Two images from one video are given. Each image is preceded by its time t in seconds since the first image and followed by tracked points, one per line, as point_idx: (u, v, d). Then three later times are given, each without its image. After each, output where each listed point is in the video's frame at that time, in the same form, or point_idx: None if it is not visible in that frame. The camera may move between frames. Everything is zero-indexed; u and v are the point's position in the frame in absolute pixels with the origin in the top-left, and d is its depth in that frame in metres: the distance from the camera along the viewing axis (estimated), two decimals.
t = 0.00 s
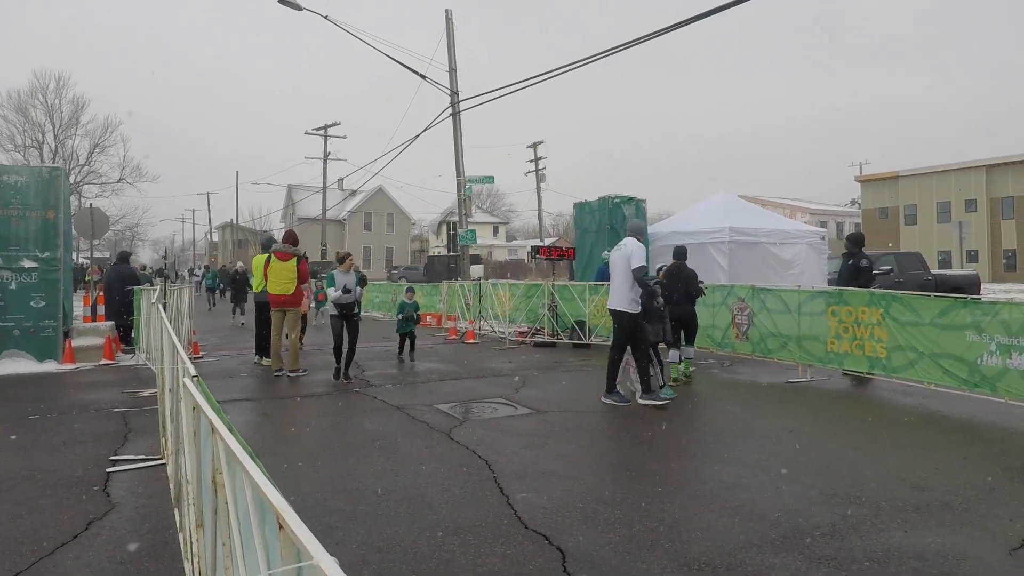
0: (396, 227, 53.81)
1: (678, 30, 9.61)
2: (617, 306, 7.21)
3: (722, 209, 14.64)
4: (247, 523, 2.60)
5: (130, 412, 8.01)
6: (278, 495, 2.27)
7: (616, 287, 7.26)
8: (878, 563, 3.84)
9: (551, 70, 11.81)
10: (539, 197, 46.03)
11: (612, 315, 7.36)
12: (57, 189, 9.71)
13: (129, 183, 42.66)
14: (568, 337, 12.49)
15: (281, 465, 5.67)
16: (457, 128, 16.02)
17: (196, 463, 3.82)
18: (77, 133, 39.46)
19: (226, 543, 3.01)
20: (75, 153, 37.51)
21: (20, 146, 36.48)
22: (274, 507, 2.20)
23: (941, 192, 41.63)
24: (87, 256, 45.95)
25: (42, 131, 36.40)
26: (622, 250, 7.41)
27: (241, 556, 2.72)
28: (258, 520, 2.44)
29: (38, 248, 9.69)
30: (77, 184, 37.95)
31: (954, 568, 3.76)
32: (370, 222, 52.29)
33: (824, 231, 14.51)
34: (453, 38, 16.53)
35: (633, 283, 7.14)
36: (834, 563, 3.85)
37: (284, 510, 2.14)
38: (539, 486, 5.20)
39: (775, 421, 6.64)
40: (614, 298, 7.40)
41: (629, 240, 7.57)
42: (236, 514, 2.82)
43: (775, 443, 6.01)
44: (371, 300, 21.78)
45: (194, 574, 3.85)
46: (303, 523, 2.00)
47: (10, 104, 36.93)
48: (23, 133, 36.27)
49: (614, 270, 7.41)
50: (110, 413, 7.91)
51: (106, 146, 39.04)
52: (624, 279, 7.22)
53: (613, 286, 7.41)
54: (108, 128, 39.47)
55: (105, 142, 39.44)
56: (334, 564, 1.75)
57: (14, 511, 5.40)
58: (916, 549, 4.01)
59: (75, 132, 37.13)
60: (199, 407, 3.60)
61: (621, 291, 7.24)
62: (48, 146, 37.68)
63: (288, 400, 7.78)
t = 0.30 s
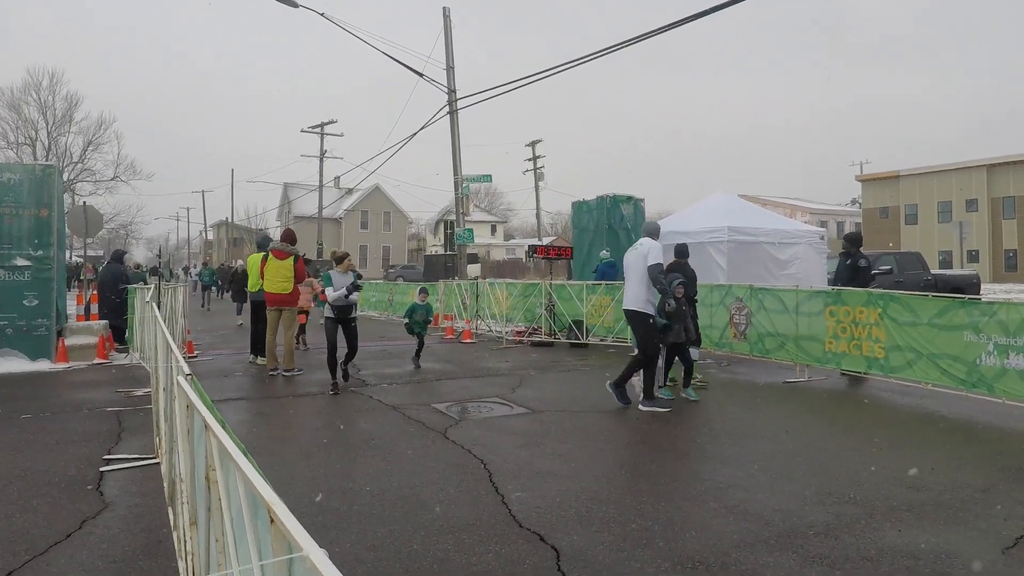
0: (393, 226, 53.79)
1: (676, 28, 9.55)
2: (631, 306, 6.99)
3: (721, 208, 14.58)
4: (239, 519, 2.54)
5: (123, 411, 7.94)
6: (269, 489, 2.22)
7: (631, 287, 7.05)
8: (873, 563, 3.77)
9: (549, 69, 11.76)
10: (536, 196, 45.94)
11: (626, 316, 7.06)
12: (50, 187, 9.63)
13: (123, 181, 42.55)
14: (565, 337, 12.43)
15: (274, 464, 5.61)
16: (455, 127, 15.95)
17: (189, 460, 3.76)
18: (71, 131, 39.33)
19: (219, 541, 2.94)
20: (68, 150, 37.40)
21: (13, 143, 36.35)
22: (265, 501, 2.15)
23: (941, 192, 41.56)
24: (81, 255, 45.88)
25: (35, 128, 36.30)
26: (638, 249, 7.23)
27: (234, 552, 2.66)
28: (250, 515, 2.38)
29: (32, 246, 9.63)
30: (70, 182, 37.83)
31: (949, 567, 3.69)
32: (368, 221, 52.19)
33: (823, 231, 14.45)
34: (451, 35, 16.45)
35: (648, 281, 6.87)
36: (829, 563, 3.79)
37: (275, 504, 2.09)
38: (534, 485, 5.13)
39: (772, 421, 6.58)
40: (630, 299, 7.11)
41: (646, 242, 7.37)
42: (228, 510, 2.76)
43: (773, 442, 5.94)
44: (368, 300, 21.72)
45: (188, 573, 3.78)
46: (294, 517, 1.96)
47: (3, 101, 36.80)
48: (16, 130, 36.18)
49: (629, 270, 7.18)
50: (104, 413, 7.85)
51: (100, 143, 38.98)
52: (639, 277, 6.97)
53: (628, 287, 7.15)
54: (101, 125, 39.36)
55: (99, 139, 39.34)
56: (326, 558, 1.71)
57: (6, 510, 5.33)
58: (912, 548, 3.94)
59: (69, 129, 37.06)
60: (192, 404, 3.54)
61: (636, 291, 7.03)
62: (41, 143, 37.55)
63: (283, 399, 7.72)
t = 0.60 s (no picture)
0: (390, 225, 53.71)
1: (674, 26, 9.48)
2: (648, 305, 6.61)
3: (720, 208, 14.51)
4: (230, 517, 2.48)
5: (117, 411, 7.87)
6: (259, 486, 2.16)
7: (648, 286, 6.68)
8: (869, 563, 3.71)
9: (546, 67, 11.67)
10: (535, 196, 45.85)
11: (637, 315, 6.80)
12: (43, 185, 9.56)
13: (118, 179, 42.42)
14: (564, 337, 12.36)
15: (267, 464, 5.54)
16: (452, 125, 15.88)
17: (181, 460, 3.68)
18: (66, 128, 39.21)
19: (211, 539, 2.87)
20: (62, 148, 37.28)
21: (6, 140, 36.23)
22: (254, 498, 2.09)
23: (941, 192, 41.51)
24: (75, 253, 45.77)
25: (28, 125, 36.20)
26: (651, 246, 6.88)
27: (225, 552, 2.59)
28: (241, 512, 2.31)
29: (25, 244, 9.55)
30: (64, 180, 37.73)
31: (944, 568, 3.63)
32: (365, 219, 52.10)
33: (823, 230, 14.39)
34: (448, 33, 16.38)
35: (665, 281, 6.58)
36: (825, 564, 3.72)
37: (265, 501, 2.03)
38: (529, 486, 5.07)
39: (770, 421, 6.52)
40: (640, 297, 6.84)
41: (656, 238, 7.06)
42: (219, 508, 2.69)
43: (770, 443, 5.88)
44: (365, 300, 21.67)
45: (179, 573, 3.70)
46: (283, 514, 1.89)
47: None
48: (9, 128, 36.07)
49: (641, 266, 6.85)
50: (97, 412, 7.78)
51: (94, 140, 38.85)
52: (655, 275, 6.66)
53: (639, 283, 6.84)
54: (95, 122, 39.26)
55: (93, 137, 39.23)
56: (315, 556, 1.65)
57: None
58: (909, 549, 3.88)
59: (62, 126, 36.95)
60: (184, 402, 3.47)
61: (653, 290, 6.66)
62: (35, 141, 37.43)
63: (278, 399, 7.66)
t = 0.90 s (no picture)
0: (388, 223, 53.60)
1: (673, 24, 9.42)
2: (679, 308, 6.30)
3: (719, 208, 14.45)
4: (223, 522, 2.41)
5: (111, 411, 7.80)
6: (251, 490, 2.09)
7: (680, 288, 6.35)
8: (869, 566, 3.67)
9: (545, 64, 11.60)
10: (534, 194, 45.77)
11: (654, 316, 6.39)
12: (37, 182, 9.48)
13: (114, 177, 42.26)
14: (562, 336, 12.30)
15: (262, 466, 5.48)
16: (450, 123, 15.81)
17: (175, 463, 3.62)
18: (61, 125, 39.04)
19: (205, 543, 2.80)
20: (57, 144, 37.13)
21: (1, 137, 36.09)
22: (246, 503, 2.03)
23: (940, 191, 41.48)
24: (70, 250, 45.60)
25: (22, 122, 36.06)
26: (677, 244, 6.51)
27: (219, 557, 2.52)
28: (234, 517, 2.25)
29: (18, 242, 9.48)
30: (59, 176, 37.59)
31: (944, 571, 3.59)
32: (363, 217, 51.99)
33: (823, 230, 14.36)
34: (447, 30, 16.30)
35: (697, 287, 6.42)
36: (824, 566, 3.68)
37: (258, 506, 1.96)
38: (527, 488, 5.01)
39: (770, 423, 6.47)
40: (659, 296, 6.42)
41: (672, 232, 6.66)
42: (212, 513, 2.62)
43: (769, 445, 5.84)
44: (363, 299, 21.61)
45: None
46: (276, 520, 1.83)
47: None
48: (4, 123, 35.92)
49: (667, 265, 6.43)
50: (91, 412, 7.71)
51: (89, 137, 38.70)
52: (688, 279, 6.39)
53: (663, 283, 6.41)
54: (90, 119, 39.10)
55: (87, 133, 39.08)
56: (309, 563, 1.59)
57: None
58: (910, 552, 3.83)
59: (57, 122, 36.80)
60: (177, 404, 3.41)
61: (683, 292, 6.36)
62: (29, 137, 37.28)
63: (274, 399, 7.60)
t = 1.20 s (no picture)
0: (386, 221, 53.47)
1: (672, 22, 9.37)
2: (697, 311, 6.03)
3: (718, 206, 14.36)
4: (221, 527, 2.36)
5: (106, 411, 7.73)
6: (249, 495, 2.04)
7: (699, 290, 6.06)
8: (871, 568, 3.63)
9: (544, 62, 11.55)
10: (533, 192, 45.68)
11: (672, 319, 6.04)
12: (31, 180, 9.41)
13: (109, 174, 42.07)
14: (561, 336, 12.26)
15: (259, 467, 5.42)
16: (449, 121, 15.75)
17: (172, 466, 3.56)
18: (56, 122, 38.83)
19: (201, 548, 2.75)
20: (52, 141, 36.94)
21: None
22: (244, 509, 1.98)
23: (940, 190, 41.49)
24: (66, 248, 45.41)
25: (17, 118, 35.87)
26: (696, 245, 6.20)
27: (216, 563, 2.47)
28: (232, 522, 2.20)
29: (12, 240, 9.41)
30: (54, 174, 37.41)
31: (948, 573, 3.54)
32: (361, 215, 51.87)
33: (823, 229, 14.38)
34: (445, 27, 16.23)
35: (714, 291, 6.17)
36: (825, 568, 3.64)
37: (256, 513, 1.91)
38: (526, 489, 4.97)
39: (771, 424, 6.43)
40: (677, 298, 6.08)
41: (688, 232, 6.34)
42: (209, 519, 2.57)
43: (770, 445, 5.80)
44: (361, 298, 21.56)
45: None
46: (274, 527, 1.78)
47: None
48: None
49: (686, 266, 6.11)
50: (86, 412, 7.64)
51: (84, 134, 38.51)
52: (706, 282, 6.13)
53: (683, 284, 6.07)
54: (86, 116, 38.92)
55: (82, 130, 38.88)
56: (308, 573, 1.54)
57: None
58: (913, 554, 3.79)
59: (52, 119, 36.61)
60: (174, 406, 3.35)
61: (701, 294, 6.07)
62: (24, 134, 37.08)
63: (271, 399, 7.54)
